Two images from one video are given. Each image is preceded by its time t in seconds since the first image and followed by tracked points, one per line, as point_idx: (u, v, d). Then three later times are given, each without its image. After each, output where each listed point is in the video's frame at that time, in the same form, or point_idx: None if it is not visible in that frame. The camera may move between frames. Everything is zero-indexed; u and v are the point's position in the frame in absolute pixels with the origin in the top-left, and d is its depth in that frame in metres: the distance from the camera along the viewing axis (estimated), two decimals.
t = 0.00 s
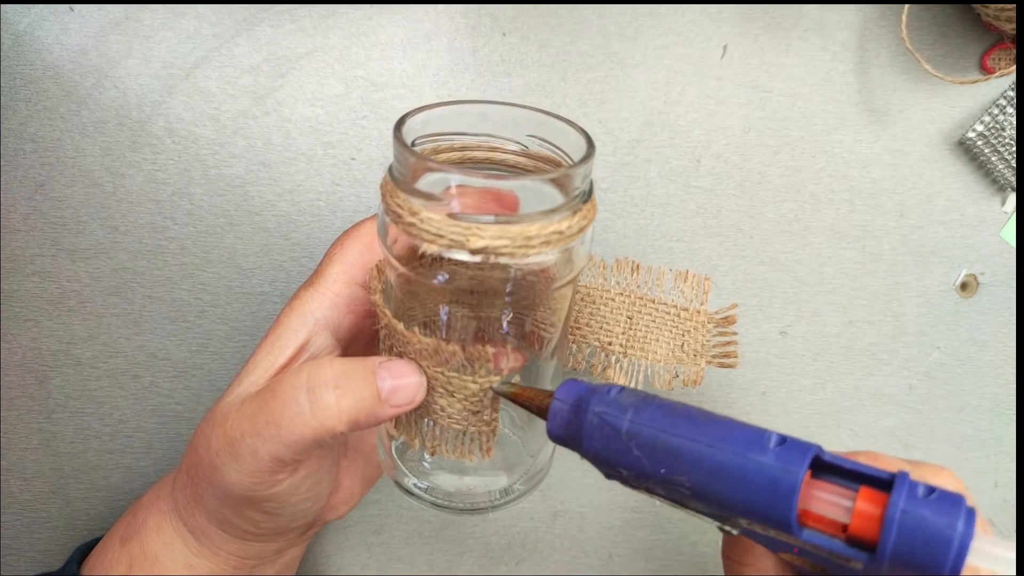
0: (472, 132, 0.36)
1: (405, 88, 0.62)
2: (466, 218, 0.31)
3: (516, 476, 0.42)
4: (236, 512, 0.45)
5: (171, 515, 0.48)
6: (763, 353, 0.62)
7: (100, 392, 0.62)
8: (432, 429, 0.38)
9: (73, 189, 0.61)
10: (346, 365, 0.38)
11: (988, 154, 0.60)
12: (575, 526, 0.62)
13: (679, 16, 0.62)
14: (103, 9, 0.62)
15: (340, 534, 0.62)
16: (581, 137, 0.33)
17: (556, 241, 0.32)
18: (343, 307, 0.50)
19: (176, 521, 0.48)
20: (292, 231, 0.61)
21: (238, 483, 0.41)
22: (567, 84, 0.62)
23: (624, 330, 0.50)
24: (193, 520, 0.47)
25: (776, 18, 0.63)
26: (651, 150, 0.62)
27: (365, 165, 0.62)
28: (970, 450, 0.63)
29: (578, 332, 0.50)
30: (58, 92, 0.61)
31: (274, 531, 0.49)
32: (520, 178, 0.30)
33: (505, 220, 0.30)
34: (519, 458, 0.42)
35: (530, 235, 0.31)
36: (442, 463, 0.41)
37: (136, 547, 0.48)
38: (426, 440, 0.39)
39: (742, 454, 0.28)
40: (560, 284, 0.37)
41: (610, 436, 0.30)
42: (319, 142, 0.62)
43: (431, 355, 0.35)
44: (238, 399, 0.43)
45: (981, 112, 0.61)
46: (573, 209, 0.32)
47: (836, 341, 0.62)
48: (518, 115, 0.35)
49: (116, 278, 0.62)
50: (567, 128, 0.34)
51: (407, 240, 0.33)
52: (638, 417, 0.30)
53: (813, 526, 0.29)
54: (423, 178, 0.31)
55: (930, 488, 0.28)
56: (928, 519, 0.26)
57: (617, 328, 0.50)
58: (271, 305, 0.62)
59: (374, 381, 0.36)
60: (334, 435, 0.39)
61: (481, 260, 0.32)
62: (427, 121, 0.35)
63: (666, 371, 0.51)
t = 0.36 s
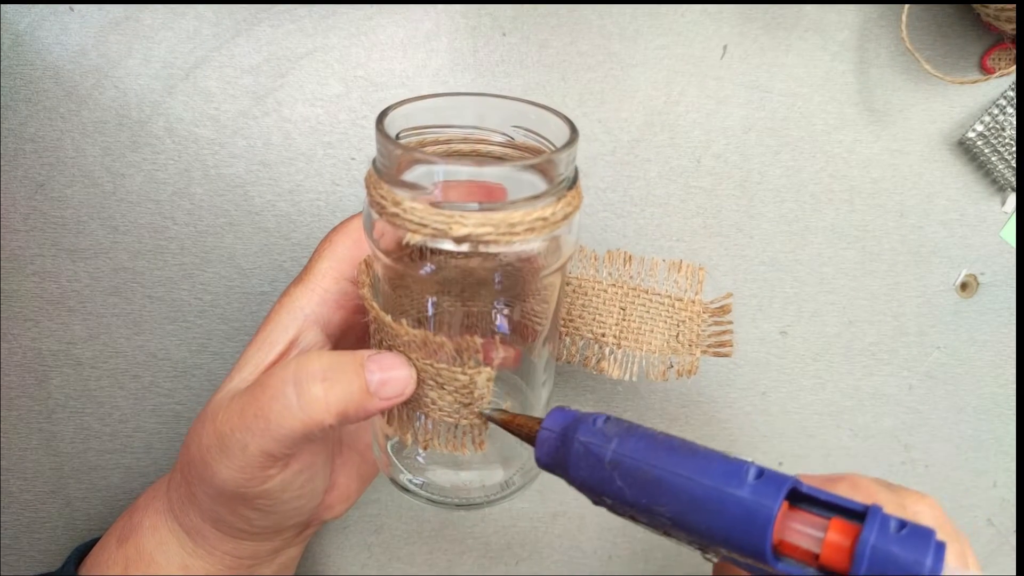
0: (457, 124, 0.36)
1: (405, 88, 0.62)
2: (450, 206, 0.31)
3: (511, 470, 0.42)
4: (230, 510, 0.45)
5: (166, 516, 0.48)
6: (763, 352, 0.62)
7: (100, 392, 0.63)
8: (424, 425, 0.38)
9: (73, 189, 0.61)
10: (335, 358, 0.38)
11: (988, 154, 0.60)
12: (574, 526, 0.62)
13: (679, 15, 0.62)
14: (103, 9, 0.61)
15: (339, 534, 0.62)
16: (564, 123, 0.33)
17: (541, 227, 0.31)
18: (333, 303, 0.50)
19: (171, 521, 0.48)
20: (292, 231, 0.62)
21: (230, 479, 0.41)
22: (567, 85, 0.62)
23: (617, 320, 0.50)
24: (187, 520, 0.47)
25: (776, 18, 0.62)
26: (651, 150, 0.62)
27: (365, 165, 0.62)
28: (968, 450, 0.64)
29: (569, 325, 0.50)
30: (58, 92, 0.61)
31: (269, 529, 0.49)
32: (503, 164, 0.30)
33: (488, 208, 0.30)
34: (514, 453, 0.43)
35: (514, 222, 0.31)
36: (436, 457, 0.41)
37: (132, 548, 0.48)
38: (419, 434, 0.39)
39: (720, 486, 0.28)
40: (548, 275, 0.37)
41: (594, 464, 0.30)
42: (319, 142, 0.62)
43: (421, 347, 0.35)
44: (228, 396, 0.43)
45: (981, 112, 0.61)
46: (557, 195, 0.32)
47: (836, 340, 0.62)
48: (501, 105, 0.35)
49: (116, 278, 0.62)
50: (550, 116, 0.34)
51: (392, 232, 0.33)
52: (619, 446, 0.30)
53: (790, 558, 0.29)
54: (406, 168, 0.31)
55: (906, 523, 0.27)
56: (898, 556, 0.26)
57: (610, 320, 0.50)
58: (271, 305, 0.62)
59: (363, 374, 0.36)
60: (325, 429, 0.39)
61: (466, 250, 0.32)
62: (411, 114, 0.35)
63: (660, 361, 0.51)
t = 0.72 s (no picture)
0: (464, 126, 0.36)
1: (406, 88, 0.63)
2: (457, 208, 0.31)
3: (514, 472, 0.42)
4: (233, 510, 0.45)
5: (169, 516, 0.48)
6: (763, 352, 0.62)
7: (100, 392, 0.63)
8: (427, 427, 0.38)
9: (73, 189, 0.61)
10: (340, 358, 0.38)
11: (988, 154, 0.60)
12: (575, 526, 0.62)
13: (679, 15, 0.62)
14: (103, 9, 0.61)
15: (340, 534, 0.62)
16: (571, 128, 0.33)
17: (547, 231, 0.31)
18: (337, 304, 0.50)
19: (174, 521, 0.48)
20: (292, 231, 0.62)
21: (233, 479, 0.41)
22: (567, 85, 0.62)
23: (621, 325, 0.50)
24: (190, 520, 0.47)
25: (776, 18, 0.62)
26: (651, 150, 0.62)
27: (365, 165, 0.62)
28: (968, 450, 0.64)
29: (573, 328, 0.50)
30: (58, 92, 0.61)
31: (272, 530, 0.49)
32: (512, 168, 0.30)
33: (497, 211, 0.30)
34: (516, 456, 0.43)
35: (521, 225, 0.31)
36: (439, 459, 0.41)
37: (134, 548, 0.48)
38: (422, 436, 0.38)
39: (730, 490, 0.28)
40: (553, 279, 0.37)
41: (603, 466, 0.30)
42: (319, 142, 0.62)
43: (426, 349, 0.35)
44: (232, 396, 0.43)
45: (981, 112, 0.61)
46: (564, 199, 0.32)
47: (836, 340, 0.62)
48: (508, 108, 0.35)
49: (116, 278, 0.62)
50: (557, 120, 0.34)
51: (399, 234, 0.33)
52: (628, 447, 0.30)
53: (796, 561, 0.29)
54: (415, 170, 0.31)
55: (913, 530, 0.28)
56: (909, 564, 0.26)
57: (614, 324, 0.50)
58: (272, 305, 0.62)
59: (368, 375, 0.36)
60: (329, 430, 0.39)
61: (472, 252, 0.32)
62: (419, 116, 0.35)
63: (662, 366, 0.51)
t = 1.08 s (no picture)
0: (462, 124, 0.36)
1: (406, 87, 0.63)
2: (457, 205, 0.30)
3: (512, 468, 0.42)
4: (234, 510, 0.45)
5: (169, 517, 0.48)
6: (763, 352, 0.62)
7: (100, 392, 0.63)
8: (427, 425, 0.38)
9: (73, 189, 0.61)
10: (340, 357, 0.38)
11: (988, 154, 0.60)
12: (574, 526, 0.62)
13: (679, 15, 0.62)
14: (103, 9, 0.61)
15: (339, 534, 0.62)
16: (568, 126, 0.34)
17: (546, 228, 0.31)
18: (336, 303, 0.50)
19: (174, 522, 0.47)
20: (292, 231, 0.62)
21: (234, 479, 0.41)
22: (567, 85, 0.62)
23: (616, 320, 0.50)
24: (190, 521, 0.46)
25: (776, 18, 0.62)
26: (651, 150, 0.62)
27: (365, 165, 0.62)
28: (968, 450, 0.64)
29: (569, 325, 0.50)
30: (57, 92, 0.61)
31: (272, 530, 0.49)
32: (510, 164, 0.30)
33: (496, 208, 0.30)
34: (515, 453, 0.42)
35: (521, 222, 0.31)
36: (438, 456, 0.41)
37: (134, 549, 0.48)
38: (422, 433, 0.38)
39: (722, 551, 0.26)
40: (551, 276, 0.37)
41: (601, 481, 0.29)
42: (319, 142, 0.62)
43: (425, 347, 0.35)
44: (232, 396, 0.43)
45: (981, 112, 0.61)
46: (562, 195, 0.32)
47: (836, 340, 0.62)
48: (505, 107, 0.35)
49: (116, 278, 0.62)
50: (553, 116, 0.34)
51: (398, 232, 0.33)
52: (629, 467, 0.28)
53: None
54: (414, 167, 0.30)
55: None
56: None
57: (610, 320, 0.50)
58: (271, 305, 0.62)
59: (367, 373, 0.36)
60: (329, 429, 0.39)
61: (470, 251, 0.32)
62: (417, 114, 0.35)
63: (657, 362, 0.51)
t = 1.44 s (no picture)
0: (229, 69, 0.36)
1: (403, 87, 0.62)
2: (229, 168, 0.31)
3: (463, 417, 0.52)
4: (180, 506, 0.49)
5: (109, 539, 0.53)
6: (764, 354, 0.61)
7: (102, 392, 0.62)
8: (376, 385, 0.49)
9: (73, 190, 0.61)
10: (148, 367, 0.41)
11: (988, 154, 0.61)
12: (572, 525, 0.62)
13: (679, 15, 0.62)
14: (103, 9, 0.63)
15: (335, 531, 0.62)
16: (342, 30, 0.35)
17: (348, 160, 0.33)
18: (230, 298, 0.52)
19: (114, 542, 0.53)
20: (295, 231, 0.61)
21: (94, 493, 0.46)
22: (567, 84, 0.63)
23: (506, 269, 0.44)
24: (131, 536, 0.51)
25: (776, 18, 0.63)
26: (651, 150, 0.62)
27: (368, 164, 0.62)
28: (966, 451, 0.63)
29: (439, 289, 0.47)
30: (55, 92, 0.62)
31: (207, 529, 0.53)
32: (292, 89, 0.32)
33: (321, 134, 0.32)
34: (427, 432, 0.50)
35: (321, 170, 0.32)
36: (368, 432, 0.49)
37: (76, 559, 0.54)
38: (309, 428, 0.41)
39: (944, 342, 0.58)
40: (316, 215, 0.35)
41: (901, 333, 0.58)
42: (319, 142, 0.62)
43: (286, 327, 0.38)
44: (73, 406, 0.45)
45: (981, 112, 0.61)
46: (361, 119, 0.33)
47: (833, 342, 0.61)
48: (263, 45, 0.37)
49: (117, 279, 0.61)
50: (329, 27, 0.36)
51: (178, 226, 0.35)
52: (783, 365, 0.57)
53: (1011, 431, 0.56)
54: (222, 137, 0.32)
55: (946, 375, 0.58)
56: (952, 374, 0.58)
57: (517, 266, 0.44)
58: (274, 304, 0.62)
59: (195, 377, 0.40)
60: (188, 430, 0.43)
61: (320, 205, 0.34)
62: (197, 78, 0.36)
63: (565, 330, 0.45)
